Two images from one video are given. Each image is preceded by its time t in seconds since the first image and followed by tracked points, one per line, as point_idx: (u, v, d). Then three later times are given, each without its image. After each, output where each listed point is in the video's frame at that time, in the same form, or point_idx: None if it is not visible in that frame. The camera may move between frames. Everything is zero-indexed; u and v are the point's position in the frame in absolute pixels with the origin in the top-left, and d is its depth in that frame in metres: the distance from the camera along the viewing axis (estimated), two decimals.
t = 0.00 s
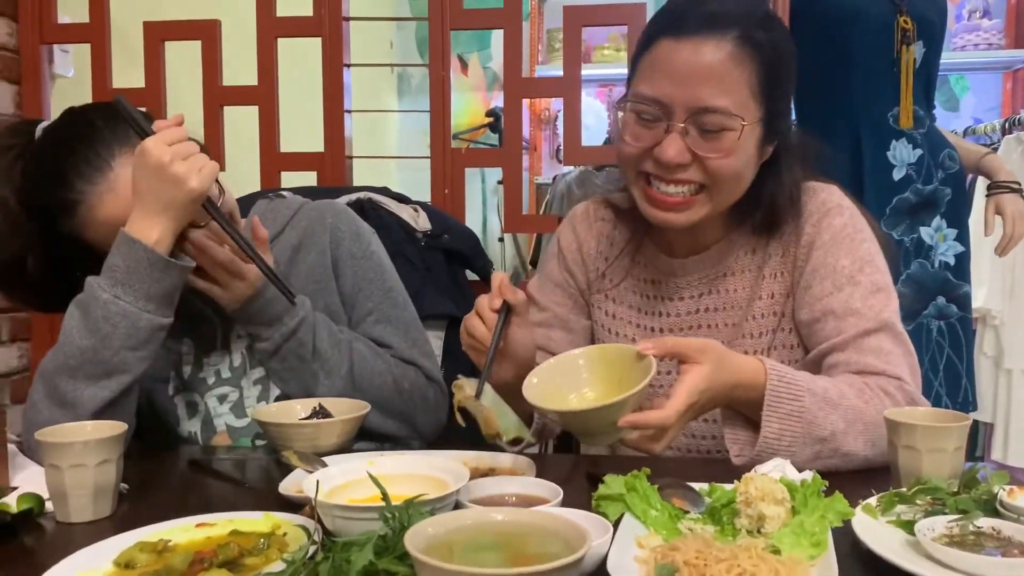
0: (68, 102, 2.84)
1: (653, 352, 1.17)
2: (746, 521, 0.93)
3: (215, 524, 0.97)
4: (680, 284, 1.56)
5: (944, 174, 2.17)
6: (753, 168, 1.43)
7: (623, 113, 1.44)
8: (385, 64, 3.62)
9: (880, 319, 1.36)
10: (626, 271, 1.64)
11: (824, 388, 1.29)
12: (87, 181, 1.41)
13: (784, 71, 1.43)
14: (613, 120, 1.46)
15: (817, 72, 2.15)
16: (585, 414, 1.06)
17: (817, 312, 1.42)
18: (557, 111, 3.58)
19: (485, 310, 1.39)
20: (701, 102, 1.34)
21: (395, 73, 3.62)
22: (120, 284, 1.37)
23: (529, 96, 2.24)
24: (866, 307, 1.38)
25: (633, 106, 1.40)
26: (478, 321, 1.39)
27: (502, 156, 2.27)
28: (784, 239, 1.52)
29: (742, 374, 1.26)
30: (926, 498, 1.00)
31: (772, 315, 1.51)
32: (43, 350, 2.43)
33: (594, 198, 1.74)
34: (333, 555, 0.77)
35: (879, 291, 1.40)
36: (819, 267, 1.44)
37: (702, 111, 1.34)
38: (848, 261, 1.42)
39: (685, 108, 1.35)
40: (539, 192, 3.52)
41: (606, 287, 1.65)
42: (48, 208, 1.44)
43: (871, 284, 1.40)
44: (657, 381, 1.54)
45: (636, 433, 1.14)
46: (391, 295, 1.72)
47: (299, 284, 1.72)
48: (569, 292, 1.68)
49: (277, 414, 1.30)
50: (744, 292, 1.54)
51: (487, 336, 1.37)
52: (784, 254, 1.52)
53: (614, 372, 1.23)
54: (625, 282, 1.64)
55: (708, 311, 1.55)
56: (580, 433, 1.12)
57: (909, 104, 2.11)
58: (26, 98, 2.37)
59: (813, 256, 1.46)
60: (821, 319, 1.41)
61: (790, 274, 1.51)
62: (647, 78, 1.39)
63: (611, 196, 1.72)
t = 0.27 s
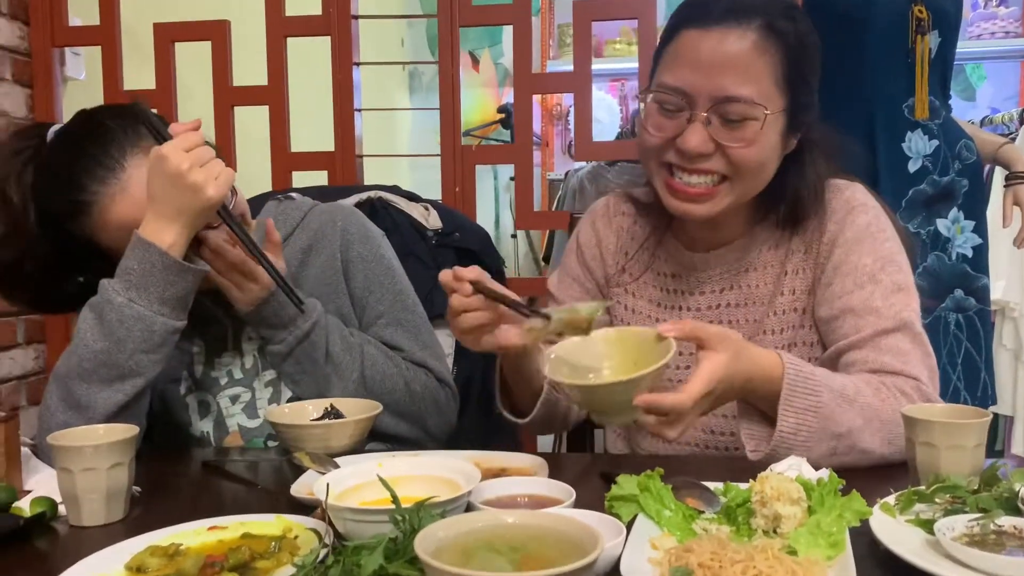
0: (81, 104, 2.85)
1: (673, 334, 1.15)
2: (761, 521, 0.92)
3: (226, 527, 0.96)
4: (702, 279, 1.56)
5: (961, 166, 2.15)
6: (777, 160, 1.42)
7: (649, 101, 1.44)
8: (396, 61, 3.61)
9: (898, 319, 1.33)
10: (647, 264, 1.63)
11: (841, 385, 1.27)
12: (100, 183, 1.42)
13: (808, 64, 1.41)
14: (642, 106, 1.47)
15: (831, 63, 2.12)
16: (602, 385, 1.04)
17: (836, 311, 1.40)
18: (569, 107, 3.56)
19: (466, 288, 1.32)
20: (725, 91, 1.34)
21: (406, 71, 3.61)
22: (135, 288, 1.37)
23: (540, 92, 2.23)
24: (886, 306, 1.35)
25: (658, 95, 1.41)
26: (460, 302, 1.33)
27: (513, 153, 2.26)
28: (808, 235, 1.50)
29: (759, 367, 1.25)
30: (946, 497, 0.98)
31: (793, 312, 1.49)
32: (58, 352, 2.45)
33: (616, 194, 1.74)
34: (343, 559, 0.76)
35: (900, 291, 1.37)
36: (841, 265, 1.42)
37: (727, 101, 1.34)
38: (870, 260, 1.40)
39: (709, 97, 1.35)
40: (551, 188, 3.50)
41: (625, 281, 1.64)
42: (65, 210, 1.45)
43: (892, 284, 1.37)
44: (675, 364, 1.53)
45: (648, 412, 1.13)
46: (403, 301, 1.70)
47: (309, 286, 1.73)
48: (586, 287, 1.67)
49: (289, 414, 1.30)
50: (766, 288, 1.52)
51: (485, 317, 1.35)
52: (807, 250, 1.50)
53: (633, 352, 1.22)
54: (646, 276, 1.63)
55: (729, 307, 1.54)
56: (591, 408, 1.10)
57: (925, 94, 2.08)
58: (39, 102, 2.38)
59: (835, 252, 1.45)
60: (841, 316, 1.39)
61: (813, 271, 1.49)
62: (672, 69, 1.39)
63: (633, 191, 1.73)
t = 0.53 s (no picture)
0: (88, 105, 2.85)
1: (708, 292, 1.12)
2: (769, 518, 0.91)
3: (230, 529, 0.96)
4: (718, 271, 1.54)
5: (973, 152, 2.12)
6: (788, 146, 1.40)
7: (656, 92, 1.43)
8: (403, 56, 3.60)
9: (916, 320, 1.33)
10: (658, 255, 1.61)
11: (866, 371, 1.27)
12: (123, 184, 1.42)
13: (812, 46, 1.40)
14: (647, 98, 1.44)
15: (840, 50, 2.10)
16: (630, 327, 1.02)
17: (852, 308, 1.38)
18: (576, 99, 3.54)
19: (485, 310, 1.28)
20: (732, 76, 1.32)
21: (413, 66, 3.60)
22: (143, 290, 1.37)
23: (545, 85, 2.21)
24: (904, 308, 1.34)
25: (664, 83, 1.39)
26: (486, 325, 1.29)
27: (519, 147, 2.25)
28: (826, 229, 1.48)
29: (788, 339, 1.23)
30: (957, 490, 0.97)
31: (811, 308, 1.48)
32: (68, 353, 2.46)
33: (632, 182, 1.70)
34: (343, 561, 0.75)
35: (920, 292, 1.36)
36: (858, 262, 1.40)
37: (733, 84, 1.33)
38: (890, 259, 1.38)
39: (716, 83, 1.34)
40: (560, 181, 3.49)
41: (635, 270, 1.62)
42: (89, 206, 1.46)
43: (912, 284, 1.36)
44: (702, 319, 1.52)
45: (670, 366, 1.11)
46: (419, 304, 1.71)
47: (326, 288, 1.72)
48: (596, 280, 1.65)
49: (294, 414, 1.29)
50: (785, 282, 1.50)
51: (519, 326, 1.32)
52: (826, 247, 1.47)
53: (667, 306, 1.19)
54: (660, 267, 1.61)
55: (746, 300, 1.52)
56: (614, 352, 1.08)
57: (935, 80, 2.05)
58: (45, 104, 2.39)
59: (853, 251, 1.41)
60: (856, 314, 1.38)
61: (832, 267, 1.46)
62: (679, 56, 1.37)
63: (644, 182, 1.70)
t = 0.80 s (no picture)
0: (90, 99, 2.84)
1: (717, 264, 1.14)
2: (774, 504, 0.90)
3: (232, 519, 0.96)
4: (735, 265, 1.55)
5: (981, 136, 2.09)
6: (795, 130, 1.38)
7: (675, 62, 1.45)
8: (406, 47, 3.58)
9: (914, 359, 1.34)
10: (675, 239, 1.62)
11: (849, 384, 1.28)
12: (151, 174, 1.42)
13: (837, 38, 1.38)
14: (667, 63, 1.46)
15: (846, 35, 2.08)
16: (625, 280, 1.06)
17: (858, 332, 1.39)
18: (581, 88, 3.52)
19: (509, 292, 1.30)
20: (739, 49, 1.33)
21: (417, 57, 3.59)
22: (158, 284, 1.36)
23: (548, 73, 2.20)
24: (906, 342, 1.36)
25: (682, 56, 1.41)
26: (511, 308, 1.31)
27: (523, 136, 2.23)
28: (850, 243, 1.47)
29: (787, 337, 1.23)
30: (965, 475, 0.96)
31: (820, 320, 1.48)
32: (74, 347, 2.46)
33: (653, 166, 1.73)
34: (345, 549, 0.74)
35: (925, 328, 1.37)
36: (876, 291, 1.40)
37: (741, 59, 1.33)
38: (905, 291, 1.38)
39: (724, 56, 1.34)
40: (565, 171, 3.47)
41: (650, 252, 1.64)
42: (114, 195, 1.45)
43: (918, 320, 1.37)
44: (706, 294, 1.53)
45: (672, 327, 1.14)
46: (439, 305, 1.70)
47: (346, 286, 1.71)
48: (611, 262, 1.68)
49: (297, 404, 1.28)
50: (803, 289, 1.49)
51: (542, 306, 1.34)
52: (847, 259, 1.47)
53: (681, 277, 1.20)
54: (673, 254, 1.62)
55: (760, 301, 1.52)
56: (617, 302, 1.12)
57: (942, 64, 2.03)
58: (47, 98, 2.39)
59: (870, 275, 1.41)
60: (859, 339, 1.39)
61: (847, 285, 1.46)
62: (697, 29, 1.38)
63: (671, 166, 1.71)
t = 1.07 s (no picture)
0: (91, 92, 2.84)
1: (731, 265, 1.18)
2: (780, 496, 0.89)
3: (235, 512, 0.96)
4: (751, 245, 1.56)
5: (986, 126, 2.08)
6: (799, 105, 1.39)
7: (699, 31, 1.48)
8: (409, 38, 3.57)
9: (940, 357, 1.35)
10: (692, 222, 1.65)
11: (867, 380, 1.30)
12: (176, 161, 1.40)
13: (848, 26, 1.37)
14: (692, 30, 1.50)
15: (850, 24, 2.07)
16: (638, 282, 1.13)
17: (881, 332, 1.41)
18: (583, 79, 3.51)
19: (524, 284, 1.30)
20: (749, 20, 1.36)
21: (419, 47, 3.58)
22: (176, 287, 1.34)
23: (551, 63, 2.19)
24: (931, 339, 1.37)
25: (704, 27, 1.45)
26: (524, 298, 1.32)
27: (525, 126, 2.22)
28: (874, 237, 1.46)
29: (804, 333, 1.25)
30: (972, 466, 0.95)
31: (843, 317, 1.47)
32: (78, 339, 2.47)
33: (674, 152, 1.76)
34: (349, 542, 0.74)
35: (952, 327, 1.38)
36: (900, 290, 1.40)
37: (751, 25, 1.36)
38: (933, 289, 1.38)
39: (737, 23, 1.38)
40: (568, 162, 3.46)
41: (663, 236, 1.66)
42: (138, 175, 1.44)
43: (946, 318, 1.38)
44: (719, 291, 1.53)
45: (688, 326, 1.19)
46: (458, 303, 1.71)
47: (360, 278, 1.72)
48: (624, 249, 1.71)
49: (300, 397, 1.28)
50: (825, 280, 1.49)
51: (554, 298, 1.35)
52: (873, 256, 1.46)
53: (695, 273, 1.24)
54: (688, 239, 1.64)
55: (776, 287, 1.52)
56: (632, 306, 1.19)
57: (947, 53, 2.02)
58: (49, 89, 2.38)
59: (898, 271, 1.41)
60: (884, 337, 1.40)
61: (872, 282, 1.45)
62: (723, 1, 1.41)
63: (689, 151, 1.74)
